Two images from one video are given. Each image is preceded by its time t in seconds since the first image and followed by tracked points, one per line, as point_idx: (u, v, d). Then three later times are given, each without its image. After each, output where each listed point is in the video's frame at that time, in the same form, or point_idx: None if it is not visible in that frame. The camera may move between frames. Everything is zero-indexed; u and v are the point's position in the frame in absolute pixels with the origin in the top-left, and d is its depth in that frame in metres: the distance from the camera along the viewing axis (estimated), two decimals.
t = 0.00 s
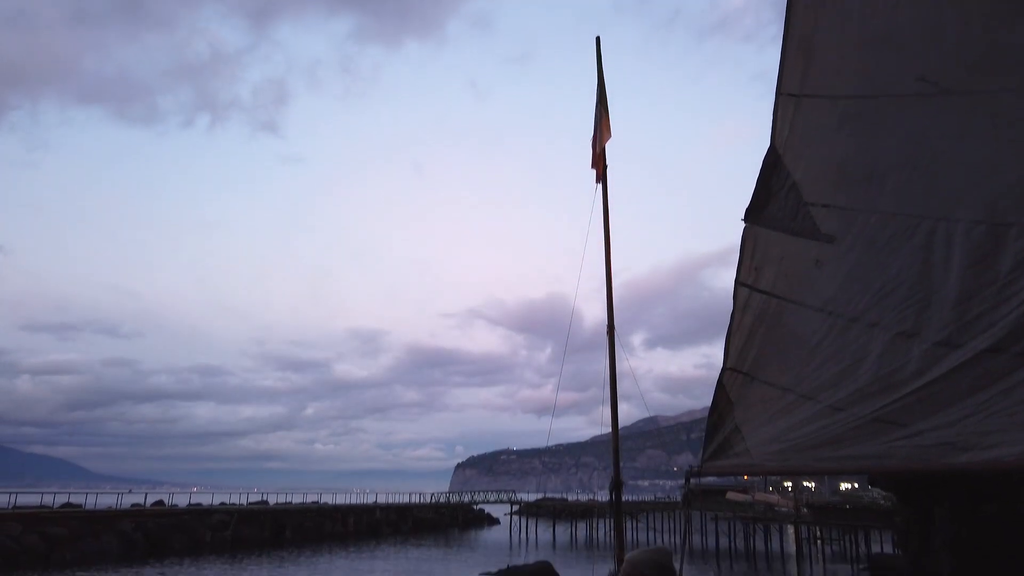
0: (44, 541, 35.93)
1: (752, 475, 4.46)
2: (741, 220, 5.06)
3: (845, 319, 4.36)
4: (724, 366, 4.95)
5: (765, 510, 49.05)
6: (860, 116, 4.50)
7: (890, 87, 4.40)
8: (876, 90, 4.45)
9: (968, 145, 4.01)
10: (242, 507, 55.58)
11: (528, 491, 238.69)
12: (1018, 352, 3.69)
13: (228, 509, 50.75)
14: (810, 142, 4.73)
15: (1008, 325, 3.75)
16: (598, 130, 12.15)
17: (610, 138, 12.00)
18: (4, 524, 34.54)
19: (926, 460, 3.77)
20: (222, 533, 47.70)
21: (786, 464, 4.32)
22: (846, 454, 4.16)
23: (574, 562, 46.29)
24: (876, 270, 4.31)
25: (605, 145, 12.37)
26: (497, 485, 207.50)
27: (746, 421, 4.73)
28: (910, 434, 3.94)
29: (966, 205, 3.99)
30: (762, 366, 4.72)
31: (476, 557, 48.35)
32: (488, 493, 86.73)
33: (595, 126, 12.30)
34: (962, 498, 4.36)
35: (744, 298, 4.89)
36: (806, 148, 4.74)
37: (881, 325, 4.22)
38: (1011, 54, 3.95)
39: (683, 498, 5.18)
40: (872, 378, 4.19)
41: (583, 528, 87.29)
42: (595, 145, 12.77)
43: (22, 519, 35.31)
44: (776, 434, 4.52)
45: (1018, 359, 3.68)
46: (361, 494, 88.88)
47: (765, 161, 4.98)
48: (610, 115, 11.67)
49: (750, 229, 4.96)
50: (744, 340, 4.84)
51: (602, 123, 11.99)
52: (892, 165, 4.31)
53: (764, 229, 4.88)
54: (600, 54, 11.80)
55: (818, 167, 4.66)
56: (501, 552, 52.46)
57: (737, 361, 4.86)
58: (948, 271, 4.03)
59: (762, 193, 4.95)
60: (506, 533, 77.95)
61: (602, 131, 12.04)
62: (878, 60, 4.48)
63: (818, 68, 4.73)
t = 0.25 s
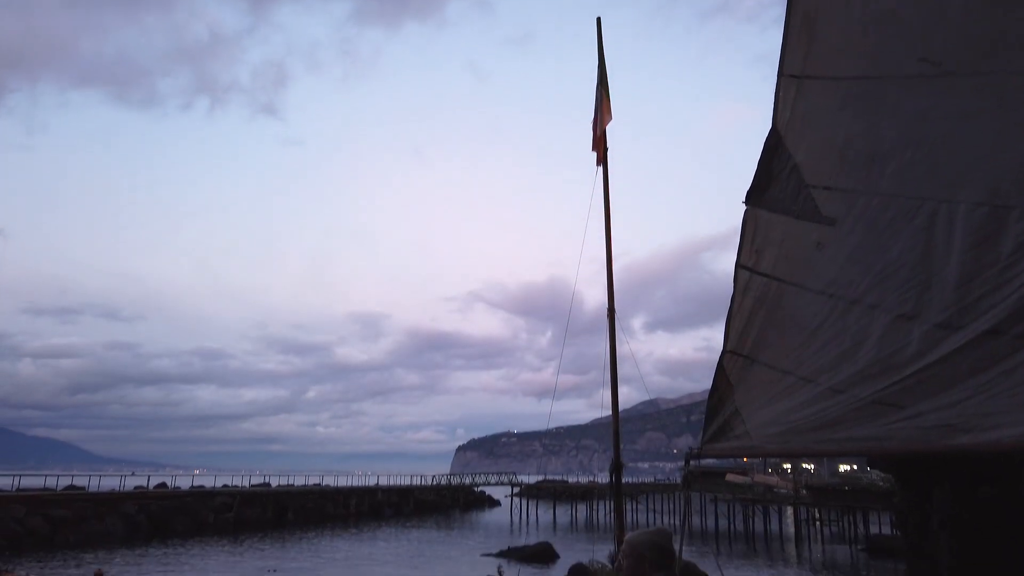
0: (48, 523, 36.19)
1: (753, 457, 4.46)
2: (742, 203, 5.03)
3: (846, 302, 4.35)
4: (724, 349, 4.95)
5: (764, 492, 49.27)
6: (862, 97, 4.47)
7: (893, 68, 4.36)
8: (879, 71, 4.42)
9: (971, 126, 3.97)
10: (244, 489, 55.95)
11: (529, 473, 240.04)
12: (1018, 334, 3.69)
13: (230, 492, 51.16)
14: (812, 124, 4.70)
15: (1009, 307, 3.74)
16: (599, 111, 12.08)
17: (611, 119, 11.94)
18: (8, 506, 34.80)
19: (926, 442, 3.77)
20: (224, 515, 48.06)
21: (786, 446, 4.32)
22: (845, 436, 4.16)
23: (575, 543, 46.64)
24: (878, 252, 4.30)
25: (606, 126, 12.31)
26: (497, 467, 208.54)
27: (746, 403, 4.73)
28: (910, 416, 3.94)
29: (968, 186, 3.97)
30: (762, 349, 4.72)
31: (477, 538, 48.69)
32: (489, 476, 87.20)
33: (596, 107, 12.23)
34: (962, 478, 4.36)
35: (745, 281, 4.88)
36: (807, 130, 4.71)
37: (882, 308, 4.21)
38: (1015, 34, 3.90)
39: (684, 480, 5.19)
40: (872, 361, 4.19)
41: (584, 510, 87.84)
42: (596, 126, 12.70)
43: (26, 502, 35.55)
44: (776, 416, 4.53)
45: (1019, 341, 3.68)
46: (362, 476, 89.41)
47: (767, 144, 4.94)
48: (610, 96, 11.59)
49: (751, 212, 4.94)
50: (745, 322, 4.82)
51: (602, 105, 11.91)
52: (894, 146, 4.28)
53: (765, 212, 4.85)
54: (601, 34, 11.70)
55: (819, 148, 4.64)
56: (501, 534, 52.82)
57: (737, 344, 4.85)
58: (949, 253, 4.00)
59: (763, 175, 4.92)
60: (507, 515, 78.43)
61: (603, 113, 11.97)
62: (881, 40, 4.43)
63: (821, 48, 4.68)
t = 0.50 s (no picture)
0: (52, 505, 36.40)
1: (752, 439, 4.46)
2: (743, 185, 5.01)
3: (846, 284, 4.35)
4: (724, 332, 4.94)
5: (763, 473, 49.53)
6: (865, 79, 4.45)
7: (896, 49, 4.33)
8: (882, 52, 4.39)
9: (974, 107, 3.95)
10: (246, 471, 56.24)
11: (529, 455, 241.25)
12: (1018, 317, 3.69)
13: (233, 475, 51.23)
14: (813, 105, 4.68)
15: (1010, 289, 3.74)
16: (600, 93, 12.01)
17: (612, 102, 11.87)
18: (12, 489, 34.99)
19: (926, 424, 3.77)
20: (227, 497, 48.34)
21: (786, 428, 4.33)
22: (845, 418, 4.17)
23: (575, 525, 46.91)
24: (878, 234, 4.29)
25: (607, 108, 12.25)
26: (498, 450, 209.48)
27: (746, 386, 4.73)
28: (910, 397, 3.95)
29: (970, 168, 3.95)
30: (762, 331, 4.71)
31: (478, 520, 49.01)
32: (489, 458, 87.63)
33: (596, 89, 12.16)
34: (962, 461, 4.37)
35: (745, 263, 4.87)
36: (809, 111, 4.69)
37: (882, 290, 4.21)
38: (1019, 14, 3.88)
39: (683, 462, 5.20)
40: (872, 343, 4.19)
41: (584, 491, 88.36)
42: (596, 109, 12.63)
43: (29, 484, 35.75)
44: (776, 398, 4.53)
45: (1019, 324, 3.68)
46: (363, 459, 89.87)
47: (768, 125, 4.92)
48: (611, 78, 11.53)
49: (752, 194, 4.92)
50: (745, 305, 4.82)
51: (603, 87, 11.84)
52: (896, 128, 4.26)
53: (766, 194, 4.84)
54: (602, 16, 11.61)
55: (821, 130, 4.62)
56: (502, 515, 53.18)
57: (738, 327, 4.84)
58: (951, 235, 3.99)
59: (764, 156, 4.90)
60: (508, 496, 78.89)
61: (604, 95, 11.90)
62: (884, 20, 4.40)
63: (823, 29, 4.65)
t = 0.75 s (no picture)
0: (55, 488, 36.70)
1: (752, 422, 4.46)
2: (744, 168, 5.00)
3: (846, 267, 4.35)
4: (725, 315, 4.94)
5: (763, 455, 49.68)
6: (867, 60, 4.43)
7: (898, 29, 4.31)
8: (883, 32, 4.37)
9: (976, 88, 3.93)
10: (249, 454, 56.67)
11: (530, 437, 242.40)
12: (1018, 299, 3.68)
13: (235, 457, 52.09)
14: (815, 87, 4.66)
15: (1011, 270, 3.73)
16: (601, 74, 11.90)
17: (613, 82, 11.76)
18: (15, 471, 35.29)
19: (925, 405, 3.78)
20: (230, 479, 48.71)
21: (786, 410, 4.33)
22: (845, 400, 4.17)
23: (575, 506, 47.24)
24: (879, 216, 4.28)
25: (608, 89, 12.14)
26: (499, 432, 210.39)
27: (746, 368, 4.73)
28: (910, 379, 3.95)
29: (972, 150, 3.94)
30: (763, 314, 4.71)
31: (479, 502, 49.33)
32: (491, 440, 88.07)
33: (597, 70, 12.05)
34: (965, 443, 4.80)
35: (746, 247, 4.87)
36: (811, 93, 4.67)
37: (883, 273, 4.20)
38: None
39: (684, 444, 5.22)
40: (872, 326, 4.19)
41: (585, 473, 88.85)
42: (597, 90, 12.53)
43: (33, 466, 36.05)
44: (776, 381, 4.53)
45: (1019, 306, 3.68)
46: (365, 441, 90.37)
47: (770, 107, 4.90)
48: (612, 59, 11.42)
49: (754, 177, 4.91)
50: (746, 288, 4.82)
51: (604, 68, 11.73)
52: (898, 109, 4.24)
53: (767, 176, 4.83)
54: None
55: (822, 112, 4.61)
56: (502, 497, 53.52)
57: (738, 310, 4.85)
58: (952, 216, 3.98)
59: (766, 138, 4.89)
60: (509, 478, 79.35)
61: (605, 75, 11.80)
62: None
63: (826, 9, 4.63)
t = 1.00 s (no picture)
0: (58, 467, 36.94)
1: (750, 402, 4.46)
2: (745, 147, 4.99)
3: (847, 246, 4.35)
4: (724, 295, 4.94)
5: (762, 435, 50.00)
6: (870, 37, 4.42)
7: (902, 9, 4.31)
8: (887, 11, 4.37)
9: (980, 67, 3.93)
10: (251, 434, 57.00)
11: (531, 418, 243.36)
12: (1017, 279, 3.70)
13: (237, 437, 52.53)
14: (817, 65, 4.65)
15: (1012, 251, 3.73)
16: (602, 56, 11.84)
17: (614, 64, 11.72)
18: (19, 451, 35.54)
19: (923, 384, 3.79)
20: (232, 459, 49.05)
21: (785, 390, 4.32)
22: (843, 379, 4.16)
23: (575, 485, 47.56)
24: (880, 196, 4.27)
25: (608, 71, 12.10)
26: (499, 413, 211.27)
27: (745, 348, 4.73)
28: (910, 359, 3.95)
29: (974, 128, 3.93)
30: (763, 294, 4.71)
31: (480, 481, 49.69)
32: (491, 420, 88.47)
33: (598, 51, 11.99)
34: (965, 423, 5.73)
35: (746, 226, 4.87)
36: (813, 73, 4.65)
37: (883, 253, 4.21)
38: None
39: (682, 424, 5.22)
40: (872, 306, 4.19)
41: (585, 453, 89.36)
42: (598, 71, 12.48)
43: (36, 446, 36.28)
44: (775, 360, 4.53)
45: (1018, 286, 3.69)
46: (366, 422, 90.86)
47: (771, 85, 4.88)
48: (613, 40, 11.36)
49: (755, 156, 4.89)
50: (746, 267, 4.81)
51: (605, 49, 11.67)
52: (901, 87, 4.23)
53: (769, 156, 4.82)
54: None
55: (825, 91, 4.58)
56: (503, 476, 53.92)
57: (738, 290, 4.84)
58: (954, 196, 3.97)
59: (767, 117, 4.87)
60: (509, 458, 79.82)
61: (606, 57, 11.74)
62: None
63: None
